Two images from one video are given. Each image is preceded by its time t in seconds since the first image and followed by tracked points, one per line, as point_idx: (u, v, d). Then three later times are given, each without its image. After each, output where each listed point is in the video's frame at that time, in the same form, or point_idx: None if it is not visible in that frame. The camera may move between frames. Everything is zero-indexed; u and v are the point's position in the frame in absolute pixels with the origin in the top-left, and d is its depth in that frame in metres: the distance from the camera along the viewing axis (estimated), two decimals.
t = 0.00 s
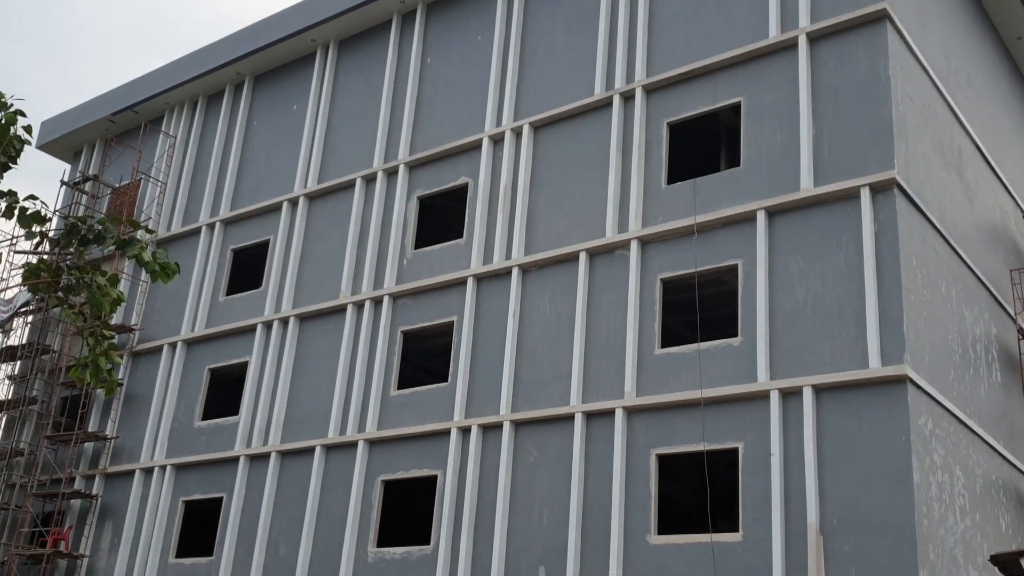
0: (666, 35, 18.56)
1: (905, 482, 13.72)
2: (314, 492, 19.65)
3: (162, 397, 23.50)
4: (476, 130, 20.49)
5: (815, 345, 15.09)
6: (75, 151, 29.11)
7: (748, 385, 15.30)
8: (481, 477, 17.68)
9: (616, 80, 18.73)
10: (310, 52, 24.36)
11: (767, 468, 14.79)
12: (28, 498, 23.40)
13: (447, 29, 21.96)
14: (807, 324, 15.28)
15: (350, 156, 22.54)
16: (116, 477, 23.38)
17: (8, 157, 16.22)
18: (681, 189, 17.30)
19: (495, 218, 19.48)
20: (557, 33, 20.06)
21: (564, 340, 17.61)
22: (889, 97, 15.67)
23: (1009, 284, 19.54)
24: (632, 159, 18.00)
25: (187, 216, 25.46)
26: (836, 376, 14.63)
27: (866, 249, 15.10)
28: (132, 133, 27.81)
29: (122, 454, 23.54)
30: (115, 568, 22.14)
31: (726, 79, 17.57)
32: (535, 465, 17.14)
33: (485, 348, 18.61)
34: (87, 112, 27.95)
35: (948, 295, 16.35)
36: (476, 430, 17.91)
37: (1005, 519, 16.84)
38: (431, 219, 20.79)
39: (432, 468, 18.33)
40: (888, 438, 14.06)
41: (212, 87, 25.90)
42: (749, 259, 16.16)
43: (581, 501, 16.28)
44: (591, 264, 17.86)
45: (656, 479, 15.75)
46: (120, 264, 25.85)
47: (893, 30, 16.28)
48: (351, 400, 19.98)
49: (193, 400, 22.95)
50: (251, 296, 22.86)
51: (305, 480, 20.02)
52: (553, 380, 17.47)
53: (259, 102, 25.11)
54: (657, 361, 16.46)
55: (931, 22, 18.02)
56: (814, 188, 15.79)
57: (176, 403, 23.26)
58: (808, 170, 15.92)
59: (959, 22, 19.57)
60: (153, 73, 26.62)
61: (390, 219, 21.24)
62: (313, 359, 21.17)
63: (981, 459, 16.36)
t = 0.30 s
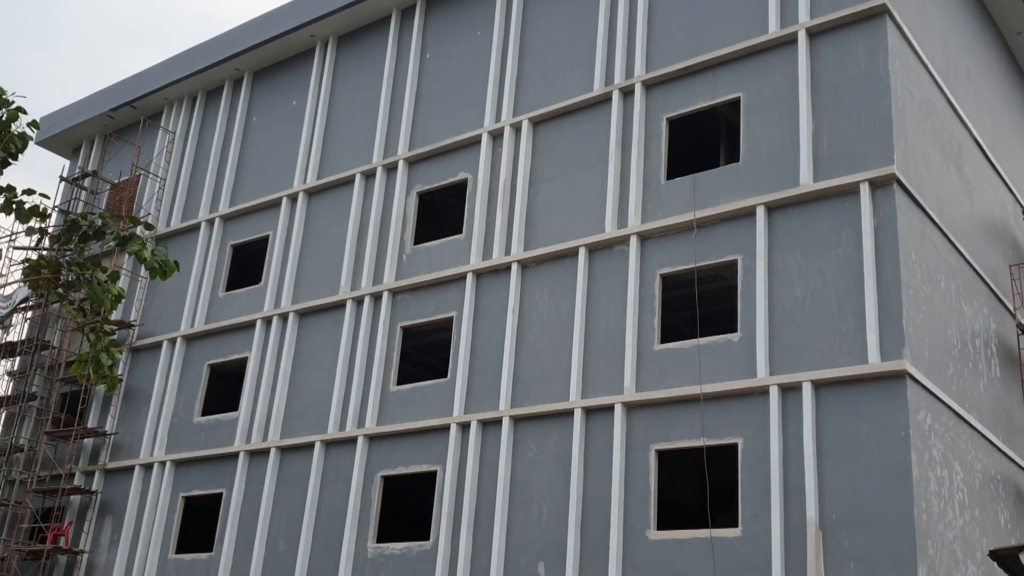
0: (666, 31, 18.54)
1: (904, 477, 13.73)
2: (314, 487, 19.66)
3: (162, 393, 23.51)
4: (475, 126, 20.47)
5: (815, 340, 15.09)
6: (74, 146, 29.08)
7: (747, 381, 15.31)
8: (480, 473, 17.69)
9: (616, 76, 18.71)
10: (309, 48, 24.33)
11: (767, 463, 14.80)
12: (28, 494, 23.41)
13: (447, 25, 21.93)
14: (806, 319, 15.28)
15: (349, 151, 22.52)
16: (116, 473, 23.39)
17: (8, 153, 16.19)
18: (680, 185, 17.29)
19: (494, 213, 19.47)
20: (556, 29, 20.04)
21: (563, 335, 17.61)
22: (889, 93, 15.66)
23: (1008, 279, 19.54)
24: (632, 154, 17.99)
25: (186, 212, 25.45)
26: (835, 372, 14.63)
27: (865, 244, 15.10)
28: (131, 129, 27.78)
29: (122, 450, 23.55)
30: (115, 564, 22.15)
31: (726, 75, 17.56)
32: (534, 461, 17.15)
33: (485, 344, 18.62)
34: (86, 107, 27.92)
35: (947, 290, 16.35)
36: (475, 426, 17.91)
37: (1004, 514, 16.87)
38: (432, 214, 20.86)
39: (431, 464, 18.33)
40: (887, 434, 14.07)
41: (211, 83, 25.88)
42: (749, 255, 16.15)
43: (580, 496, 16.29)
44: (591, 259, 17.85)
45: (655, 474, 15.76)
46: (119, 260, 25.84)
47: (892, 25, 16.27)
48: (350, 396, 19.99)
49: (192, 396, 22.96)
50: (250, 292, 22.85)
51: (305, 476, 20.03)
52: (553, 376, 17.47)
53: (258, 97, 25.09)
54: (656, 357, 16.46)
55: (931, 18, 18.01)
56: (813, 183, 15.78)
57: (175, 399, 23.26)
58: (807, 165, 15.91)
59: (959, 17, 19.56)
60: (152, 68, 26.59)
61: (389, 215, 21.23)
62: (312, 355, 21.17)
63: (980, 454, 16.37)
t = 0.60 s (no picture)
0: (665, 25, 18.51)
1: (902, 471, 13.75)
2: (313, 481, 19.67)
3: (161, 387, 23.51)
4: (474, 120, 20.45)
5: (814, 334, 15.09)
6: (72, 140, 29.04)
7: (745, 374, 15.32)
8: (479, 466, 17.70)
9: (615, 70, 18.70)
10: (307, 41, 24.30)
11: (765, 457, 14.81)
12: (27, 487, 23.43)
13: (446, 18, 21.90)
14: (805, 313, 15.29)
15: (348, 145, 22.49)
16: (115, 467, 23.40)
17: (6, 147, 16.18)
18: (679, 179, 17.28)
19: (493, 207, 19.46)
20: (555, 22, 20.01)
21: (562, 329, 17.62)
22: (888, 87, 15.65)
23: (1006, 274, 19.55)
24: (631, 148, 17.99)
25: (184, 206, 25.43)
26: (834, 366, 14.64)
27: (863, 238, 15.10)
28: (129, 123, 27.74)
29: (121, 443, 23.56)
30: (114, 557, 22.17)
31: (725, 69, 17.54)
32: (532, 455, 17.17)
33: (483, 337, 18.62)
34: (84, 101, 27.87)
35: (945, 284, 16.36)
36: (474, 419, 17.92)
37: (1002, 508, 16.90)
38: (431, 207, 20.81)
39: (430, 457, 18.34)
40: (885, 427, 14.09)
41: (210, 76, 25.84)
42: (748, 249, 16.15)
43: (579, 490, 16.31)
44: (589, 253, 17.85)
45: (653, 468, 15.78)
46: (118, 253, 25.81)
47: (891, 19, 16.26)
48: (349, 390, 19.99)
49: (191, 390, 22.96)
50: (249, 285, 22.84)
51: (303, 469, 20.03)
52: (551, 370, 17.48)
53: (256, 91, 25.06)
54: (655, 351, 16.47)
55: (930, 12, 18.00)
56: (812, 177, 15.78)
57: (174, 392, 23.26)
58: (806, 159, 15.91)
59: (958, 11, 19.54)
60: (151, 62, 26.54)
61: (388, 209, 21.22)
62: (311, 348, 21.17)
63: (978, 448, 16.40)
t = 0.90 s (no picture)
0: (665, 7, 18.44)
1: (901, 453, 13.78)
2: (313, 464, 19.72)
3: (161, 370, 23.54)
4: (474, 102, 20.40)
5: (813, 317, 15.10)
6: (71, 123, 28.97)
7: (745, 357, 15.34)
8: (479, 449, 17.75)
9: (615, 52, 18.63)
10: (306, 23, 24.20)
11: (764, 440, 14.84)
12: (28, 470, 23.50)
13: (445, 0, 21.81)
14: (805, 296, 15.29)
15: (347, 128, 22.44)
16: (115, 449, 23.46)
17: (5, 129, 16.16)
18: (679, 162, 17.25)
19: (493, 190, 19.44)
20: (555, 4, 19.93)
21: (562, 312, 17.63)
22: (889, 69, 15.61)
23: (1006, 257, 19.54)
24: (631, 130, 17.95)
25: (184, 189, 25.39)
26: (833, 349, 14.66)
27: (864, 221, 15.09)
28: (128, 105, 27.67)
29: (122, 426, 23.61)
30: (115, 540, 22.25)
31: (725, 51, 17.48)
32: (533, 437, 17.20)
33: (483, 320, 18.63)
34: (83, 84, 27.79)
35: (945, 268, 16.36)
36: (474, 402, 17.95)
37: (1001, 490, 16.95)
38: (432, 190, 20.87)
39: (430, 440, 18.39)
40: (884, 410, 14.11)
41: (209, 58, 25.76)
42: (748, 232, 16.14)
43: (579, 472, 16.36)
44: (589, 236, 17.83)
45: (653, 451, 15.82)
46: (117, 236, 25.79)
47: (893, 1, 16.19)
48: (349, 373, 20.02)
49: (192, 372, 22.98)
50: (249, 269, 22.84)
51: (304, 452, 20.08)
52: (551, 353, 17.50)
53: (255, 73, 24.98)
54: (655, 334, 16.49)
55: None
56: (813, 160, 15.75)
57: (175, 375, 23.29)
58: (806, 142, 15.88)
59: None
60: (149, 44, 26.45)
61: (387, 192, 21.19)
62: (311, 331, 21.19)
63: (977, 431, 16.43)
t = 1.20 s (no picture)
0: None
1: (900, 443, 13.81)
2: (313, 454, 19.75)
3: (161, 360, 23.55)
4: (474, 92, 20.36)
5: (813, 308, 15.10)
6: (70, 113, 28.92)
7: (745, 347, 15.34)
8: (479, 439, 17.77)
9: (615, 42, 18.59)
10: (305, 13, 24.14)
11: (764, 430, 14.86)
12: (28, 460, 23.53)
13: None
14: (804, 287, 15.29)
15: (347, 118, 22.40)
16: (115, 440, 23.49)
17: (3, 117, 16.14)
18: (679, 152, 17.22)
19: (493, 181, 19.42)
20: None
21: (561, 303, 17.63)
22: (889, 59, 15.58)
23: (1006, 247, 19.54)
24: (631, 121, 17.93)
25: (183, 179, 25.37)
26: (833, 339, 14.66)
27: (863, 211, 15.08)
28: (127, 95, 27.62)
29: (122, 417, 23.64)
30: (115, 530, 22.29)
31: (725, 41, 17.44)
32: (532, 428, 17.22)
33: (483, 311, 18.62)
34: (82, 74, 27.73)
35: (945, 258, 16.35)
36: (474, 392, 17.97)
37: (1000, 481, 16.98)
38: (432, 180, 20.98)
39: (430, 430, 18.40)
40: (884, 400, 14.13)
41: (208, 48, 25.70)
42: (748, 222, 16.12)
43: (578, 462, 16.38)
44: (589, 227, 17.82)
45: (652, 441, 15.84)
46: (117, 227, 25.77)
47: None
48: (349, 363, 20.02)
49: (191, 362, 22.99)
50: (248, 259, 22.83)
51: (304, 442, 20.10)
52: (551, 343, 17.50)
53: (255, 63, 24.93)
54: (655, 324, 16.49)
55: None
56: (812, 150, 15.74)
57: (174, 365, 23.30)
58: (806, 132, 15.86)
59: None
60: (148, 34, 26.38)
61: (387, 183, 21.17)
62: (311, 322, 21.19)
63: (976, 421, 16.45)
